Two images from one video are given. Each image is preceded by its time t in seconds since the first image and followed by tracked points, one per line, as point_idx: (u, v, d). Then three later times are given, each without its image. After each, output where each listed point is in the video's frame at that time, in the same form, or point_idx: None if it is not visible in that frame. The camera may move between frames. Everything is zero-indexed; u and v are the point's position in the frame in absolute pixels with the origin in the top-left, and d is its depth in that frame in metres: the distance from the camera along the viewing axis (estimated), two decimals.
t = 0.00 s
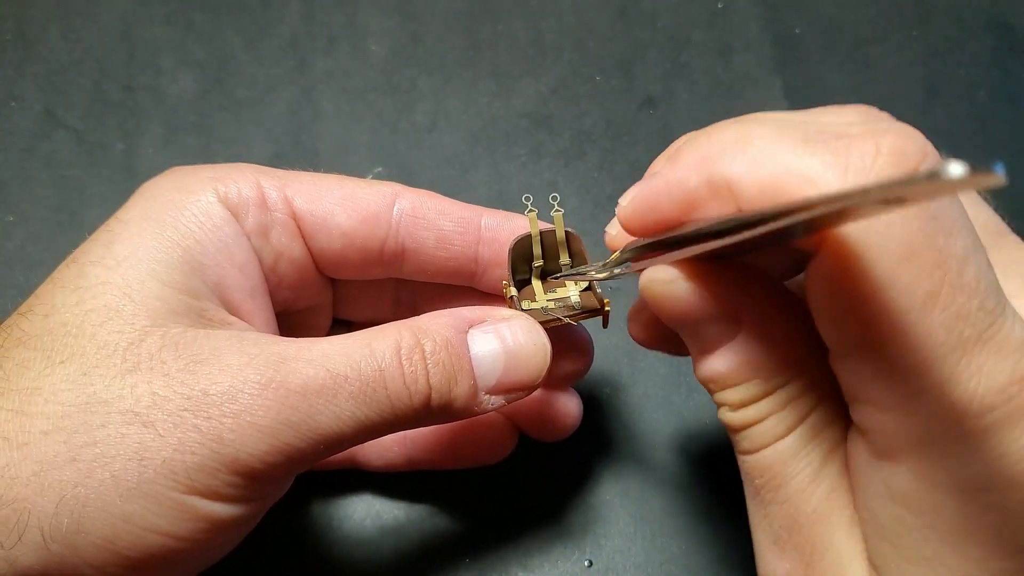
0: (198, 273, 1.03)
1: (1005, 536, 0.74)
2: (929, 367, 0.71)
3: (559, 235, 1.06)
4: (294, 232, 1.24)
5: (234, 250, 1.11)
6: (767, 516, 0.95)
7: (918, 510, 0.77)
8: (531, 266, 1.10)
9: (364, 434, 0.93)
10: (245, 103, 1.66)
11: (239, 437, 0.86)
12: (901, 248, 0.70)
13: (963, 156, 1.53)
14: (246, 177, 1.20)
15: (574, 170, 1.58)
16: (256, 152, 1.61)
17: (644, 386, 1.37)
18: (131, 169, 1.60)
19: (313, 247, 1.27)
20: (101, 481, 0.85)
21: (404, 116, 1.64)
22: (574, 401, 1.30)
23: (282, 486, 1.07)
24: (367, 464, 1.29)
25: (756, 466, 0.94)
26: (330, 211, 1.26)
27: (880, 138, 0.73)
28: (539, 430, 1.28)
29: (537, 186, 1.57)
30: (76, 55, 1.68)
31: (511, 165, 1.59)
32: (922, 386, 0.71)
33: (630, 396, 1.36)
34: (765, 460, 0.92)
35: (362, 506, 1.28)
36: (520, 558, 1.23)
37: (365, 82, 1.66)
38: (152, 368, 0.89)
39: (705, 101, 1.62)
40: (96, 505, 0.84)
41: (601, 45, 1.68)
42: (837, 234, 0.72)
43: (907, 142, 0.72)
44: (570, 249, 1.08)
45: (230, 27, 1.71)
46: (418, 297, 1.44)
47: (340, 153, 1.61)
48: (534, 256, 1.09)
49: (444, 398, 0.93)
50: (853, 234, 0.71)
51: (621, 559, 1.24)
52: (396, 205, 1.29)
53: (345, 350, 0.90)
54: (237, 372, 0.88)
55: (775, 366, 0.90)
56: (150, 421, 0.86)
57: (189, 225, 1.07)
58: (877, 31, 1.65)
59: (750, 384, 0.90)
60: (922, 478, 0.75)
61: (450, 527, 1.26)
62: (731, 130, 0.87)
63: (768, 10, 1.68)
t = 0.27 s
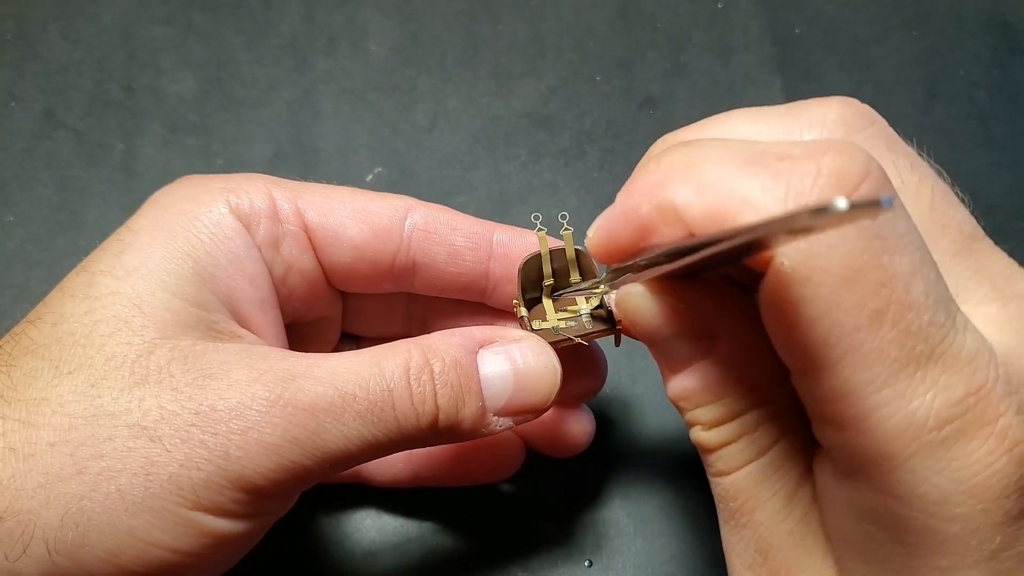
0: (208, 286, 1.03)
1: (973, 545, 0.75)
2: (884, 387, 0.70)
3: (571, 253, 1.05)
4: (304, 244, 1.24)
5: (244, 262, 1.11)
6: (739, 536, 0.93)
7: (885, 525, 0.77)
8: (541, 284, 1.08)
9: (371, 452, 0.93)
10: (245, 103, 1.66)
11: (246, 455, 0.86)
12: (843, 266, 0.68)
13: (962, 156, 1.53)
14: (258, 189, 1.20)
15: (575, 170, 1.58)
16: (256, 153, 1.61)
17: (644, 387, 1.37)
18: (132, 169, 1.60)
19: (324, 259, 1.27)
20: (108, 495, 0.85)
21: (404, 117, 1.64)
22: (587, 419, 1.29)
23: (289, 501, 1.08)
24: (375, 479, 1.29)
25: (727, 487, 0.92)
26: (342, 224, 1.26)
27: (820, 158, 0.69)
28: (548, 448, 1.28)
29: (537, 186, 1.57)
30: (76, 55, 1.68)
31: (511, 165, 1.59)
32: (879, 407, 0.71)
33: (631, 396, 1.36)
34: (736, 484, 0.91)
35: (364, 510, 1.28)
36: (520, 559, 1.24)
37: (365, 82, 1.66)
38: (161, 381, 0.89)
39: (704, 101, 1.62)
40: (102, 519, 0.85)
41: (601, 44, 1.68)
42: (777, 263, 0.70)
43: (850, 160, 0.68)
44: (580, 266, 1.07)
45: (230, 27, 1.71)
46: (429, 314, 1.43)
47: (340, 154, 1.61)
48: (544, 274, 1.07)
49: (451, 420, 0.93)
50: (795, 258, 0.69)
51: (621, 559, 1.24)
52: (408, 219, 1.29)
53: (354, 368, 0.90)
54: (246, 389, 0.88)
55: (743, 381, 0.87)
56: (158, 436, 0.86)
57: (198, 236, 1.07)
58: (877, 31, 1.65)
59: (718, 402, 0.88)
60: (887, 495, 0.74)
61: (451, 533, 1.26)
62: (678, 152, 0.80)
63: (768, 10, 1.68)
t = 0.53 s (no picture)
0: (209, 286, 1.03)
1: (961, 546, 0.74)
2: (867, 390, 0.71)
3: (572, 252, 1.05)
4: (304, 244, 1.24)
5: (245, 262, 1.11)
6: (729, 535, 0.93)
7: (875, 528, 0.76)
8: (542, 285, 1.08)
9: (372, 453, 0.93)
10: (245, 103, 1.66)
11: (247, 455, 0.87)
12: (816, 274, 0.69)
13: (962, 156, 1.53)
14: (259, 189, 1.20)
15: (574, 169, 1.58)
16: (256, 152, 1.61)
17: (644, 386, 1.37)
18: (131, 169, 1.60)
19: (324, 260, 1.27)
20: (108, 495, 0.85)
21: (403, 117, 1.64)
22: (586, 421, 1.29)
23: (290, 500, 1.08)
24: (375, 480, 1.29)
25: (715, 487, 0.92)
26: (342, 225, 1.26)
27: (790, 167, 0.70)
28: (550, 450, 1.28)
29: (537, 186, 1.57)
30: (76, 55, 1.68)
31: (511, 165, 1.59)
32: (862, 409, 0.71)
33: (630, 396, 1.36)
34: (723, 483, 0.91)
35: (364, 509, 1.28)
36: (520, 559, 1.24)
37: (364, 82, 1.66)
38: (162, 382, 0.89)
39: (704, 101, 1.62)
40: (103, 519, 0.85)
41: (601, 44, 1.68)
42: (749, 275, 0.70)
43: (819, 168, 0.69)
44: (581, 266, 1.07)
45: (230, 27, 1.71)
46: (430, 315, 1.43)
47: (340, 154, 1.61)
48: (543, 276, 1.07)
49: (451, 421, 0.93)
50: (767, 268, 0.69)
51: (621, 559, 1.24)
52: (408, 220, 1.29)
53: (355, 368, 0.90)
54: (246, 389, 0.88)
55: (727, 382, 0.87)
56: (158, 436, 0.86)
57: (198, 236, 1.07)
58: (877, 31, 1.65)
59: (704, 403, 0.88)
60: (873, 498, 0.74)
61: (451, 534, 1.26)
62: (650, 166, 0.80)
63: (768, 9, 1.68)
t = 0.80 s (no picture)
0: (210, 286, 1.03)
1: (957, 544, 0.74)
2: (859, 388, 0.71)
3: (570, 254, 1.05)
4: (305, 244, 1.24)
5: (246, 262, 1.11)
6: (724, 537, 0.93)
7: (871, 527, 0.75)
8: (542, 288, 1.08)
9: (373, 453, 0.93)
10: (245, 103, 1.66)
11: (249, 456, 0.87)
12: (803, 273, 0.69)
13: (962, 157, 1.53)
14: (259, 189, 1.20)
15: (574, 169, 1.58)
16: (256, 152, 1.61)
17: (644, 387, 1.37)
18: (131, 169, 1.60)
19: (325, 260, 1.27)
20: (110, 496, 0.85)
21: (404, 117, 1.64)
22: (585, 422, 1.29)
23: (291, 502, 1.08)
24: (375, 480, 1.29)
25: (710, 487, 0.92)
26: (342, 225, 1.26)
27: (775, 169, 0.70)
28: (550, 451, 1.28)
29: (537, 186, 1.57)
30: (76, 55, 1.68)
31: (511, 165, 1.59)
32: (855, 408, 0.71)
33: (631, 396, 1.37)
34: (719, 484, 0.90)
35: (365, 509, 1.28)
36: (520, 559, 1.24)
37: (365, 82, 1.66)
38: (163, 382, 0.89)
39: (704, 101, 1.62)
40: (105, 520, 0.85)
41: (601, 44, 1.68)
42: (738, 276, 0.70)
43: (804, 169, 0.70)
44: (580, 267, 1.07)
45: (230, 27, 1.71)
46: (430, 315, 1.44)
47: (340, 154, 1.61)
48: (542, 280, 1.07)
49: (451, 421, 0.93)
50: (755, 268, 0.69)
51: (621, 559, 1.24)
52: (408, 221, 1.29)
53: (356, 368, 0.90)
54: (248, 390, 0.88)
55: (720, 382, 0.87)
56: (160, 437, 0.86)
57: (199, 236, 1.07)
58: (877, 31, 1.65)
59: (697, 403, 0.88)
60: (868, 496, 0.73)
61: (450, 534, 1.26)
62: (638, 172, 0.80)
63: (768, 9, 1.68)
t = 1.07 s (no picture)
0: (210, 286, 1.03)
1: (958, 541, 0.74)
2: (856, 387, 0.71)
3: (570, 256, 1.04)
4: (305, 244, 1.24)
5: (246, 262, 1.11)
6: (724, 538, 0.93)
7: (872, 526, 0.75)
8: (541, 289, 1.08)
9: (372, 453, 0.93)
10: (245, 103, 1.66)
11: (249, 455, 0.87)
12: (799, 273, 0.69)
13: (962, 156, 1.53)
14: (259, 189, 1.20)
15: (574, 169, 1.58)
16: (256, 152, 1.61)
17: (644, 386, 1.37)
18: (131, 169, 1.60)
19: (325, 261, 1.27)
20: (111, 496, 0.85)
21: (404, 117, 1.64)
22: (585, 422, 1.29)
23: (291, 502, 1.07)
24: (375, 479, 1.29)
25: (708, 489, 0.92)
26: (342, 226, 1.26)
27: (769, 171, 0.71)
28: (549, 451, 1.28)
29: (537, 186, 1.57)
30: (76, 55, 1.68)
31: (511, 165, 1.59)
32: (853, 407, 0.71)
33: (631, 396, 1.37)
34: (717, 485, 0.90)
35: (364, 509, 1.28)
36: (520, 559, 1.24)
37: (365, 82, 1.66)
38: (163, 382, 0.89)
39: (704, 101, 1.62)
40: (105, 520, 0.85)
41: (601, 44, 1.68)
42: (734, 277, 0.70)
43: (797, 170, 0.70)
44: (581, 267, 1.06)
45: (230, 27, 1.71)
46: (430, 315, 1.43)
47: (340, 154, 1.61)
48: (542, 281, 1.07)
49: (450, 421, 0.93)
50: (750, 269, 0.69)
51: (621, 559, 1.24)
52: (409, 221, 1.29)
53: (356, 368, 0.90)
54: (248, 389, 0.88)
55: (719, 382, 0.87)
56: (161, 436, 0.86)
57: (200, 236, 1.07)
58: (877, 31, 1.65)
59: (695, 404, 0.88)
60: (869, 495, 0.73)
61: (450, 534, 1.26)
62: (633, 175, 0.80)
63: (769, 9, 1.68)
